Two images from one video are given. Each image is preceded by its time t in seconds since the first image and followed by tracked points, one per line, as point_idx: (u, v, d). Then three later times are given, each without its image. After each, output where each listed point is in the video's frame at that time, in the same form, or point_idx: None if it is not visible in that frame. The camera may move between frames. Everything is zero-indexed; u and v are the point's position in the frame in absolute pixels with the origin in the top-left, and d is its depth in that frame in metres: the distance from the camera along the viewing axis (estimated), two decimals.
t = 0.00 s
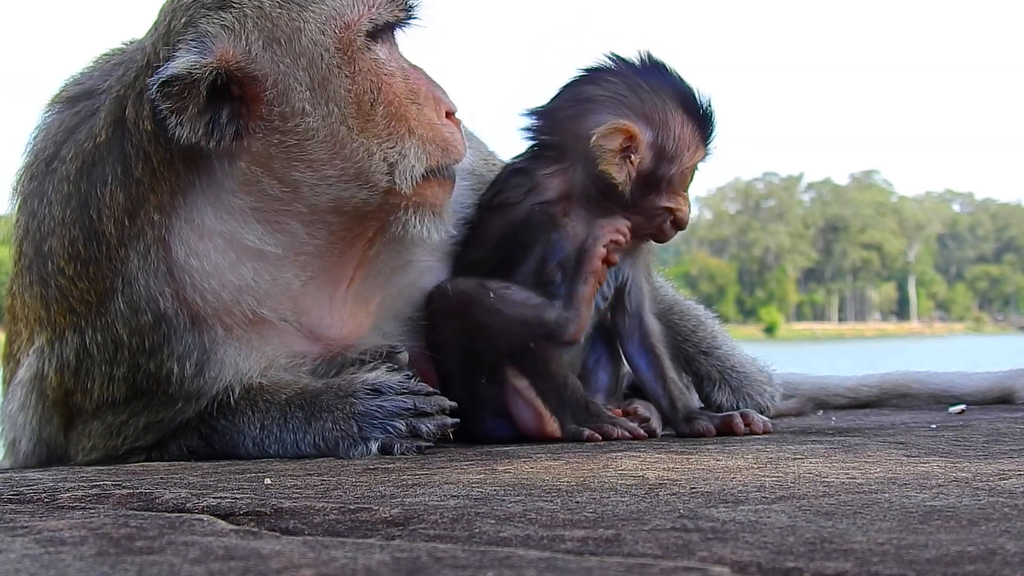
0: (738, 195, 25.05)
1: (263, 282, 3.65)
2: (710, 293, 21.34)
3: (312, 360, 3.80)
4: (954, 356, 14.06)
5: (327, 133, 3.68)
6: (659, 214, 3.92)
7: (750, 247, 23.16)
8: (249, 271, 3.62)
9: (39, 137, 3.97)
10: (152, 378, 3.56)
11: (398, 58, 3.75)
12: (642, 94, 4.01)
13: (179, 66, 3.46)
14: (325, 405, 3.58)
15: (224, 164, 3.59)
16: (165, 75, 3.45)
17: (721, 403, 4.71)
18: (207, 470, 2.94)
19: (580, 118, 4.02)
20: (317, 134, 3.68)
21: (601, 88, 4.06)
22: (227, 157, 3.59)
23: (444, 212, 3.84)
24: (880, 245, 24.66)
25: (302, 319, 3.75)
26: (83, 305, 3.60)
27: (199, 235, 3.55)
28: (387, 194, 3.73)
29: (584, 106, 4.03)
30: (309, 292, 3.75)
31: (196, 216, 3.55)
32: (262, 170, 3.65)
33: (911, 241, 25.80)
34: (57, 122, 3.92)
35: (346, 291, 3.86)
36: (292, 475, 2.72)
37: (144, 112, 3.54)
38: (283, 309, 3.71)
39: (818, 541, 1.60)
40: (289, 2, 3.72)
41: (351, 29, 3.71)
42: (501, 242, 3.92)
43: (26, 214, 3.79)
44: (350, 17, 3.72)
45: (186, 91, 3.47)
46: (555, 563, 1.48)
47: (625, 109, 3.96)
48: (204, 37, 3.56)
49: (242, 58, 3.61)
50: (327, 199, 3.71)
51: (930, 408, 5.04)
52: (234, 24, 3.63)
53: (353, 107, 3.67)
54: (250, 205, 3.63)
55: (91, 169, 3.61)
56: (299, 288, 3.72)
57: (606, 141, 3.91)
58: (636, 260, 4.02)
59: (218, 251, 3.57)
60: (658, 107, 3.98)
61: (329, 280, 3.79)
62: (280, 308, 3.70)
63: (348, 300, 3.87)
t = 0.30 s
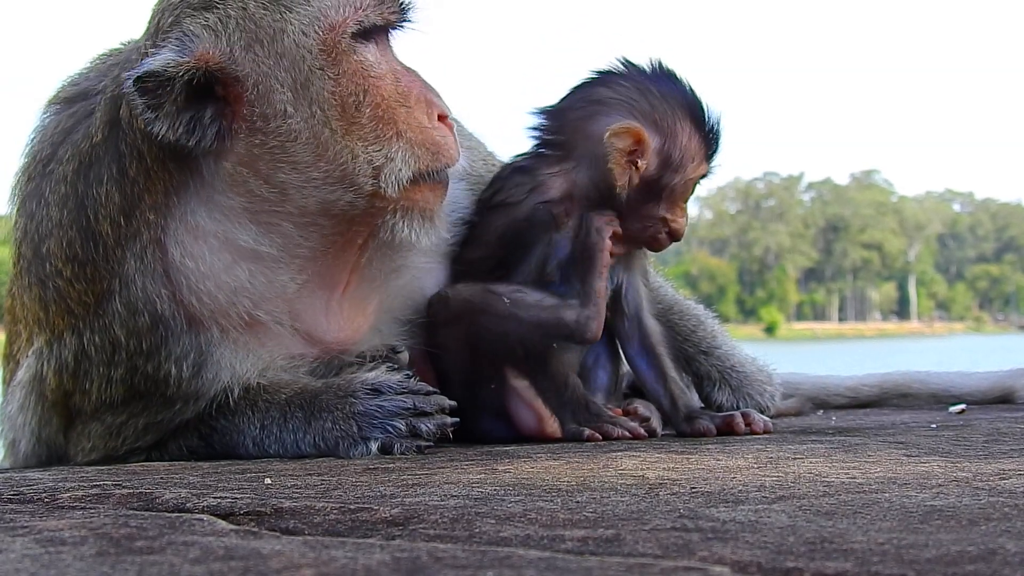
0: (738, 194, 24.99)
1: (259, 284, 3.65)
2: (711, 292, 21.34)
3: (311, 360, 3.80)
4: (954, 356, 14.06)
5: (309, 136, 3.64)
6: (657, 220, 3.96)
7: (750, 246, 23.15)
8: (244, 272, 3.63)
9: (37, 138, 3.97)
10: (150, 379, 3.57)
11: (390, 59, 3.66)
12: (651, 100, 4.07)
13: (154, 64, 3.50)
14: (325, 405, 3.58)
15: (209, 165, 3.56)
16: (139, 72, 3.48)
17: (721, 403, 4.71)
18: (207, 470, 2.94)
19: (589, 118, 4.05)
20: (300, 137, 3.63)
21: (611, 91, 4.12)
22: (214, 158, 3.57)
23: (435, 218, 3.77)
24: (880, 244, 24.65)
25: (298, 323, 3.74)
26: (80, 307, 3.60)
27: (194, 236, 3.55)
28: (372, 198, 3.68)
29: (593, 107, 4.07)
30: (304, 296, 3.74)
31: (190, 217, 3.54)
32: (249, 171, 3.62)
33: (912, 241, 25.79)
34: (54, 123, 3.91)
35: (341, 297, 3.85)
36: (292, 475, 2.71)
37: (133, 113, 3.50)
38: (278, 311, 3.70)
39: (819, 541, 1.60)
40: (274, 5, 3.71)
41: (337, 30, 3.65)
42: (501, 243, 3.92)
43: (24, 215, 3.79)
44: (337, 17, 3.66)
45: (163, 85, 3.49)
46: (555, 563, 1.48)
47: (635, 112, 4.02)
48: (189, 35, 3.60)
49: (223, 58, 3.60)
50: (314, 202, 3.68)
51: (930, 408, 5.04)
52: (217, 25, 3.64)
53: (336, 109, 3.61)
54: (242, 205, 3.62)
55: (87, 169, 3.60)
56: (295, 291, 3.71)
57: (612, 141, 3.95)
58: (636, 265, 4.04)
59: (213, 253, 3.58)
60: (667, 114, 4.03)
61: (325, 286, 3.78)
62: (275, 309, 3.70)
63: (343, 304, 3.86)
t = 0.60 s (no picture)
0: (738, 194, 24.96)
1: (256, 285, 3.65)
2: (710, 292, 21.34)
3: (310, 359, 3.80)
4: (955, 356, 14.06)
5: (291, 134, 3.63)
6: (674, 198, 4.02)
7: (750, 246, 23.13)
8: (241, 272, 3.63)
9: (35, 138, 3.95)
10: (149, 380, 3.57)
11: (377, 53, 3.63)
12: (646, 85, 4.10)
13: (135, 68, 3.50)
14: (324, 405, 3.58)
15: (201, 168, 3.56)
16: (123, 75, 3.49)
17: (721, 403, 4.71)
18: (207, 470, 2.95)
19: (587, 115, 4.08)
20: (281, 135, 3.62)
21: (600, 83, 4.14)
22: (205, 157, 3.56)
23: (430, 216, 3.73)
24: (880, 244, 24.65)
25: (297, 323, 3.74)
26: (79, 307, 3.60)
27: (191, 236, 3.55)
28: (359, 195, 3.66)
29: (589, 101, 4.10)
30: (302, 296, 3.73)
31: (188, 218, 3.55)
32: (238, 172, 3.62)
33: (912, 241, 25.79)
34: (51, 122, 3.87)
35: (339, 294, 3.83)
36: (292, 475, 2.72)
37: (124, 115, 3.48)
38: (275, 311, 3.70)
39: (819, 541, 1.60)
40: (255, 4, 3.69)
41: (318, 26, 3.64)
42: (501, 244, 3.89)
43: (22, 216, 3.78)
44: (319, 14, 3.64)
45: (150, 86, 3.50)
46: (555, 563, 1.48)
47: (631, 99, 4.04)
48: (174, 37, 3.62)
49: (205, 59, 3.60)
50: (301, 201, 3.65)
51: (930, 408, 5.04)
52: (199, 25, 3.64)
53: (317, 106, 3.60)
54: (237, 205, 3.61)
55: (86, 169, 3.57)
56: (292, 291, 3.71)
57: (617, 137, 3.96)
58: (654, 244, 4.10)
59: (210, 253, 3.58)
60: (661, 96, 4.06)
61: (321, 283, 3.76)
62: (272, 310, 3.69)
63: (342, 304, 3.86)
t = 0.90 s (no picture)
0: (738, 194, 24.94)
1: (253, 288, 3.65)
2: (710, 293, 21.34)
3: (310, 358, 3.80)
4: (955, 356, 14.07)
5: (285, 136, 3.61)
6: (662, 207, 4.01)
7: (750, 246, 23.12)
8: (238, 277, 3.63)
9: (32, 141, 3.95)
10: (147, 385, 3.56)
11: (370, 53, 3.59)
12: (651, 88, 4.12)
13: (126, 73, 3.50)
14: (323, 406, 3.58)
15: (196, 172, 3.58)
16: (114, 80, 3.49)
17: (721, 403, 4.71)
18: (207, 470, 2.95)
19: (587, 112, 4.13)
20: (274, 139, 3.61)
21: (607, 80, 4.21)
22: (200, 162, 3.58)
23: (427, 216, 3.72)
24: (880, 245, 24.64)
25: (295, 325, 3.74)
26: (75, 311, 3.60)
27: (188, 240, 3.57)
28: (354, 197, 3.64)
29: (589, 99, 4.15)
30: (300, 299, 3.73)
31: (186, 223, 3.56)
32: (232, 175, 3.62)
33: (911, 241, 25.79)
34: (48, 125, 3.85)
35: (338, 297, 3.82)
36: (292, 475, 2.72)
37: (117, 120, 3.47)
38: (271, 314, 3.70)
39: (819, 542, 1.60)
40: (245, 8, 3.66)
41: (309, 28, 3.61)
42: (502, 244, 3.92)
43: (20, 219, 3.77)
44: (309, 17, 3.61)
45: (143, 89, 3.50)
46: (555, 563, 1.48)
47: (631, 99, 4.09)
48: (167, 41, 3.61)
49: (197, 64, 3.59)
50: (296, 204, 3.65)
51: (929, 408, 5.05)
52: (191, 29, 3.63)
53: (309, 109, 3.59)
54: (233, 208, 3.62)
55: (82, 174, 3.54)
56: (290, 295, 3.71)
57: (604, 135, 4.04)
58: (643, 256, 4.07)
59: (206, 257, 3.58)
60: (658, 99, 4.08)
61: (318, 286, 3.75)
62: (269, 315, 3.69)
63: (340, 305, 3.83)
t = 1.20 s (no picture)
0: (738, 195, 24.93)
1: (248, 291, 3.65)
2: (710, 293, 21.34)
3: (308, 360, 3.80)
4: (955, 356, 14.07)
5: (280, 142, 3.61)
6: (669, 228, 4.23)
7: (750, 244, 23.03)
8: (234, 281, 3.63)
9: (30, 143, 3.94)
10: (144, 388, 3.57)
11: (366, 59, 3.59)
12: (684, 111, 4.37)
13: (118, 77, 3.50)
14: (323, 407, 3.58)
15: (193, 175, 3.58)
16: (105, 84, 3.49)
17: (721, 403, 4.71)
18: (207, 470, 2.96)
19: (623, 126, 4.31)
20: (269, 144, 3.61)
21: (635, 97, 4.39)
22: (196, 165, 3.58)
23: (422, 221, 3.73)
24: (880, 245, 24.62)
25: (290, 328, 3.75)
26: (73, 315, 3.60)
27: (185, 244, 3.57)
28: (349, 203, 3.65)
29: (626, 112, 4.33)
30: (296, 303, 3.74)
31: (181, 226, 3.56)
32: (227, 179, 3.61)
33: (911, 241, 25.77)
34: (45, 128, 3.85)
35: (335, 301, 3.84)
36: (292, 476, 2.72)
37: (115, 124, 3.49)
38: (266, 318, 3.69)
39: (819, 542, 1.60)
40: (240, 12, 3.66)
41: (306, 33, 3.61)
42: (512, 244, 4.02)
43: (18, 222, 3.77)
44: (304, 23, 3.61)
45: (136, 94, 3.49)
46: (555, 563, 1.48)
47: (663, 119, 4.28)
48: (161, 45, 3.61)
49: (190, 69, 3.60)
50: (291, 210, 3.65)
51: (930, 408, 5.04)
52: (186, 35, 3.63)
53: (305, 116, 3.59)
54: (229, 212, 3.62)
55: (79, 177, 3.54)
56: (286, 299, 3.71)
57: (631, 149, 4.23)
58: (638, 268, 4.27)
59: (202, 261, 3.58)
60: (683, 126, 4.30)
61: (314, 290, 3.77)
62: (266, 319, 3.69)
63: (337, 309, 3.85)
